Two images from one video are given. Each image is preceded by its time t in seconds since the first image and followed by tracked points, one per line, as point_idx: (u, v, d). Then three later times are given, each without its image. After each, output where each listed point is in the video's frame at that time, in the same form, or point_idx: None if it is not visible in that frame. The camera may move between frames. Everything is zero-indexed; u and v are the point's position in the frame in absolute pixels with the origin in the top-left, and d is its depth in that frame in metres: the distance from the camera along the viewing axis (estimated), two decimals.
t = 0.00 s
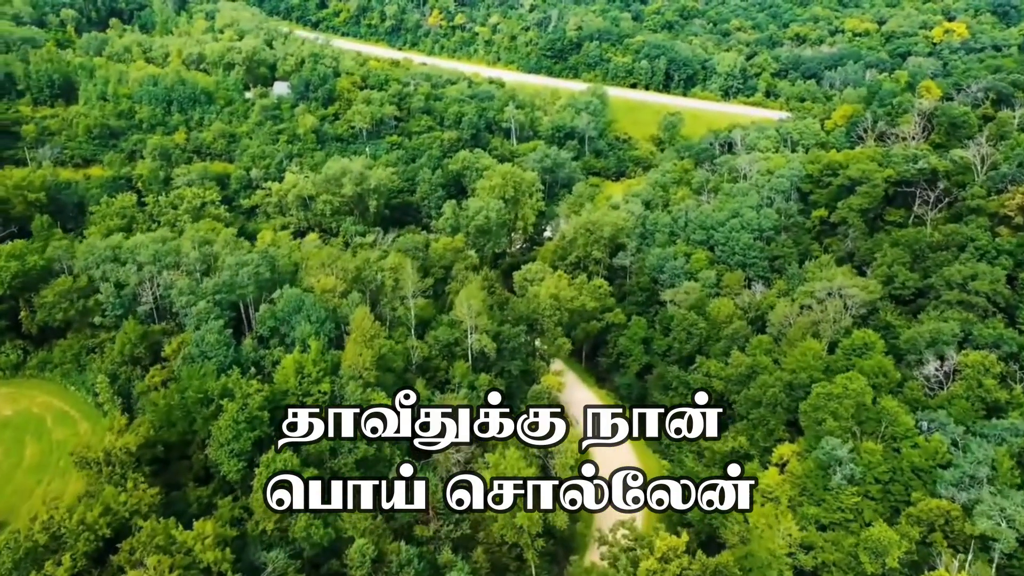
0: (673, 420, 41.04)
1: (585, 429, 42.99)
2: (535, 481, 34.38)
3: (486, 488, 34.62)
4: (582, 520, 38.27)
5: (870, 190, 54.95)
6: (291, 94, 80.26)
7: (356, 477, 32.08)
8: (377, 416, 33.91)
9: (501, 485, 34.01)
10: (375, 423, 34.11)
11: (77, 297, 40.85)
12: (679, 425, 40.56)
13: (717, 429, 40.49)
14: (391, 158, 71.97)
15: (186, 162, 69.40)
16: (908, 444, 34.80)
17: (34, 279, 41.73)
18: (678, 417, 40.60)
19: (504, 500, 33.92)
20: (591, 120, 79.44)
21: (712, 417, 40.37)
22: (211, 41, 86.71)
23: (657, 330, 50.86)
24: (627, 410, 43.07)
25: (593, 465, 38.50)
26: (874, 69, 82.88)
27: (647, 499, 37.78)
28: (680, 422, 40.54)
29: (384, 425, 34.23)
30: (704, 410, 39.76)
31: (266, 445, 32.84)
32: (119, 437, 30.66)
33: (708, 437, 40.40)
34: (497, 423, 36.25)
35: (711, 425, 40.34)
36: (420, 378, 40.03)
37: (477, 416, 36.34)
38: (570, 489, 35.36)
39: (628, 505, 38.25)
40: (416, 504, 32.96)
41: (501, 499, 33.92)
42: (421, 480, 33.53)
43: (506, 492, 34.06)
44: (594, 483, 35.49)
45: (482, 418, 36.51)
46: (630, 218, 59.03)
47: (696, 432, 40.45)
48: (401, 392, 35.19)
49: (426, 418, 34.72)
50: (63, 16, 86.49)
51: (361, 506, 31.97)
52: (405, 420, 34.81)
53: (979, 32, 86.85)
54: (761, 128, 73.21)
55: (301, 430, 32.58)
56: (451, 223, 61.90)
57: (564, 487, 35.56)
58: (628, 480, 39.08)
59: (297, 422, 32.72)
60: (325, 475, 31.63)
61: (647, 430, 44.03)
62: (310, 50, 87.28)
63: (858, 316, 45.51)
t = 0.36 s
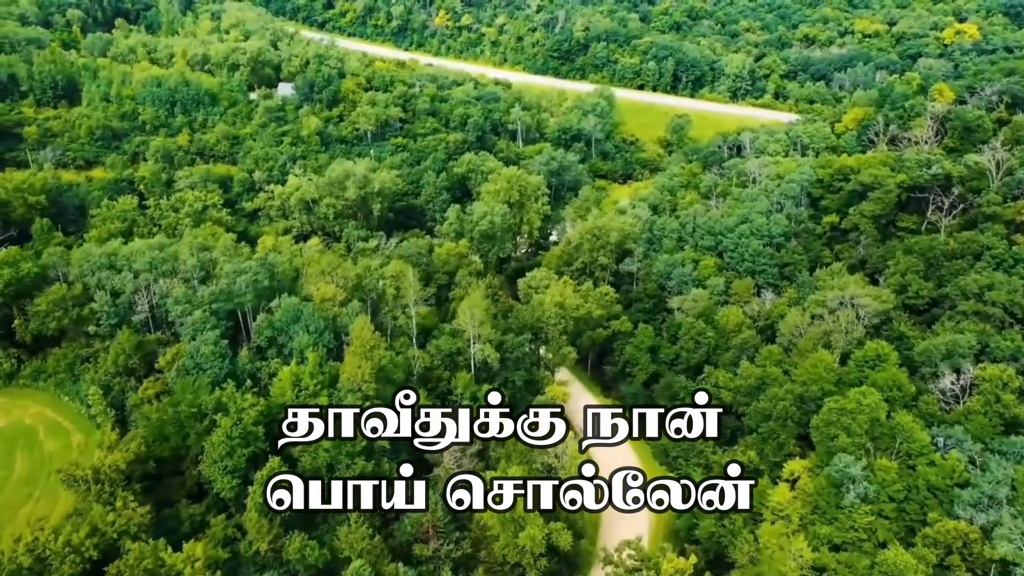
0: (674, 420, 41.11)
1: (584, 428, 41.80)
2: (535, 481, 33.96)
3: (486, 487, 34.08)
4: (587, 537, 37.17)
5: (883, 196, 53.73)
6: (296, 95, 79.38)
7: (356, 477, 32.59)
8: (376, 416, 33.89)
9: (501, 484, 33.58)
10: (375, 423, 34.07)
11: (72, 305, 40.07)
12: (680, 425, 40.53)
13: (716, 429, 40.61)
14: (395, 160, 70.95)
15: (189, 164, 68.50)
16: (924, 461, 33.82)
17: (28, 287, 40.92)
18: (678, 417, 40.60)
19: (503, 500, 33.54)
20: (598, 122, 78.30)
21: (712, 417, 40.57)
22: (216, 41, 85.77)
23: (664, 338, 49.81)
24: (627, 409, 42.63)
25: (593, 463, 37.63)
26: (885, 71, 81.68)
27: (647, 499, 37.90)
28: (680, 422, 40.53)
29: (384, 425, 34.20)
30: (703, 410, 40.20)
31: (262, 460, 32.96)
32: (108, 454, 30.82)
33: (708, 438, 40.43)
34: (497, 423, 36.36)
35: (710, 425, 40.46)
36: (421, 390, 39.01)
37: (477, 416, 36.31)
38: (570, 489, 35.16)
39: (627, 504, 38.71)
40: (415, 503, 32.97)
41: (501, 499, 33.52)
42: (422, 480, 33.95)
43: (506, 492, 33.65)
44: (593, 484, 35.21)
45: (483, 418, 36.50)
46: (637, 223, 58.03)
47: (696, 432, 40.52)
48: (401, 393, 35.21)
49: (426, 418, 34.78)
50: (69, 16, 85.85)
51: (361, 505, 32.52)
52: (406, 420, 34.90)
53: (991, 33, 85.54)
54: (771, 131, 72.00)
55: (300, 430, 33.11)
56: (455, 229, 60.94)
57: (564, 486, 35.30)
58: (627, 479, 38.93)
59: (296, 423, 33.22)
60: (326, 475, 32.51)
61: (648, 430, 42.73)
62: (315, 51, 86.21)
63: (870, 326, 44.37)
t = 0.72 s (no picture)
0: (674, 421, 41.38)
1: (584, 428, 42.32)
2: (535, 481, 33.85)
3: (486, 487, 34.10)
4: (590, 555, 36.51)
5: (894, 202, 52.82)
6: (299, 97, 78.37)
7: (356, 477, 32.52)
8: (376, 415, 33.60)
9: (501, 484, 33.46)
10: (375, 423, 33.75)
11: (64, 314, 39.21)
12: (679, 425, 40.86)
13: (716, 428, 40.53)
14: (399, 162, 69.90)
15: (190, 166, 67.59)
16: (939, 479, 32.79)
17: (21, 295, 40.09)
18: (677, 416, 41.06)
19: (503, 499, 33.33)
20: (604, 124, 77.12)
21: (712, 417, 40.55)
22: (219, 42, 84.81)
23: (671, 346, 48.79)
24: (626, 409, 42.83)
25: (593, 463, 37.59)
26: (894, 73, 80.48)
27: (647, 499, 38.54)
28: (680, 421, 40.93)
29: (384, 425, 33.81)
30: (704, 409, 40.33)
31: (256, 476, 32.28)
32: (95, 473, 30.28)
33: (708, 437, 40.44)
34: (497, 423, 36.25)
35: (711, 425, 40.46)
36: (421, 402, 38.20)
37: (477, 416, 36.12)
38: (570, 489, 34.90)
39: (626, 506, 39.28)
40: (416, 503, 32.96)
41: (501, 500, 33.31)
42: (421, 480, 34.11)
43: (506, 492, 33.53)
44: (593, 483, 34.81)
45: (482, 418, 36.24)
46: (643, 228, 56.92)
47: (696, 432, 40.56)
48: (401, 393, 34.84)
49: (426, 418, 34.69)
50: (73, 17, 85.09)
51: (361, 506, 32.51)
52: (406, 420, 34.51)
53: (1001, 35, 84.32)
54: (780, 134, 70.78)
55: (301, 430, 32.96)
56: (458, 234, 59.65)
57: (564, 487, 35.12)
58: (626, 480, 39.44)
59: (296, 423, 33.08)
60: (326, 475, 32.23)
61: (647, 430, 42.91)
62: (319, 52, 85.11)
63: (882, 337, 43.24)
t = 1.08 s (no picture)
0: (674, 421, 41.53)
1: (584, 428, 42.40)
2: (534, 481, 34.04)
3: (486, 487, 33.85)
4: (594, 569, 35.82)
5: (904, 207, 51.68)
6: (300, 99, 76.94)
7: (357, 477, 32.55)
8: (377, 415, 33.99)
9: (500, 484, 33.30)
10: (375, 423, 34.14)
11: (55, 323, 38.42)
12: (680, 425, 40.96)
13: (716, 428, 40.67)
14: (400, 164, 68.94)
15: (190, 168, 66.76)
16: (953, 496, 31.88)
17: (11, 304, 39.28)
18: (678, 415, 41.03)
19: (502, 500, 33.08)
20: (608, 125, 76.11)
21: (712, 417, 40.64)
22: (222, 43, 83.98)
23: (675, 354, 47.88)
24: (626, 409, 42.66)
25: (594, 465, 37.31)
26: (900, 74, 79.45)
27: (647, 499, 38.82)
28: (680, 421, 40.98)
29: (384, 425, 34.24)
30: (704, 410, 40.38)
31: (248, 493, 31.97)
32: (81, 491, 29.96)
33: (708, 437, 40.66)
34: (497, 423, 36.72)
35: (711, 425, 40.55)
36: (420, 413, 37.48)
37: (477, 417, 36.53)
38: (570, 489, 34.42)
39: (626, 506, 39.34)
40: (415, 503, 32.99)
41: (500, 500, 33.08)
42: (421, 480, 33.98)
43: (506, 492, 33.32)
44: (593, 483, 34.62)
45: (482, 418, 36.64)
46: (647, 233, 55.96)
47: (696, 432, 40.74)
48: (402, 393, 35.52)
49: (426, 418, 34.90)
50: (76, 17, 84.31)
51: (360, 506, 32.48)
52: (406, 420, 34.86)
53: (1009, 35, 83.23)
54: (786, 136, 69.72)
55: (301, 430, 33.17)
56: (460, 239, 58.66)
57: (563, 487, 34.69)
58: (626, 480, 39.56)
59: (297, 423, 33.26)
60: (327, 475, 32.29)
61: (647, 430, 42.33)
62: (321, 53, 84.12)
63: (892, 346, 42.24)
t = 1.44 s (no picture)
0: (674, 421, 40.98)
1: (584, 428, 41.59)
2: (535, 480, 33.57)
3: (485, 487, 33.54)
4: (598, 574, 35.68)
5: (914, 213, 50.62)
6: (301, 101, 76.18)
7: (356, 477, 31.98)
8: (376, 415, 33.75)
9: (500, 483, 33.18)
10: (375, 423, 33.93)
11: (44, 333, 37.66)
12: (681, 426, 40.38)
13: (717, 428, 40.14)
14: (402, 167, 67.96)
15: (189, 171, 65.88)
16: (968, 516, 30.85)
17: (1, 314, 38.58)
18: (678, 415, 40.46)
19: (502, 499, 33.08)
20: (612, 127, 74.98)
21: (712, 416, 40.14)
22: (224, 44, 83.06)
23: (681, 362, 46.85)
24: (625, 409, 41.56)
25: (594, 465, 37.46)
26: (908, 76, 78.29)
27: (647, 499, 38.55)
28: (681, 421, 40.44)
29: (384, 425, 34.01)
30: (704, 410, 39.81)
31: (240, 513, 31.28)
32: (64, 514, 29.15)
33: (708, 437, 40.22)
34: (497, 423, 36.15)
35: (711, 424, 40.12)
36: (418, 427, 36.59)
37: (477, 417, 36.03)
38: (570, 489, 34.09)
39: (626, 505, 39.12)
40: (416, 503, 32.90)
41: (500, 499, 33.09)
42: (421, 480, 33.65)
43: (506, 489, 33.19)
44: (593, 484, 34.29)
45: (482, 418, 36.13)
46: (652, 238, 54.95)
47: (697, 432, 40.20)
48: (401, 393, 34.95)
49: (426, 418, 34.31)
50: (78, 17, 83.47)
51: (360, 506, 31.91)
52: (406, 420, 34.62)
53: (1018, 36, 82.02)
54: (793, 139, 68.56)
55: (301, 430, 32.88)
56: (461, 244, 57.66)
57: (564, 488, 34.35)
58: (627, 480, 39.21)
59: (296, 422, 32.97)
60: (327, 476, 31.80)
61: (647, 431, 41.78)
62: (323, 53, 83.07)
63: (903, 357, 41.12)
